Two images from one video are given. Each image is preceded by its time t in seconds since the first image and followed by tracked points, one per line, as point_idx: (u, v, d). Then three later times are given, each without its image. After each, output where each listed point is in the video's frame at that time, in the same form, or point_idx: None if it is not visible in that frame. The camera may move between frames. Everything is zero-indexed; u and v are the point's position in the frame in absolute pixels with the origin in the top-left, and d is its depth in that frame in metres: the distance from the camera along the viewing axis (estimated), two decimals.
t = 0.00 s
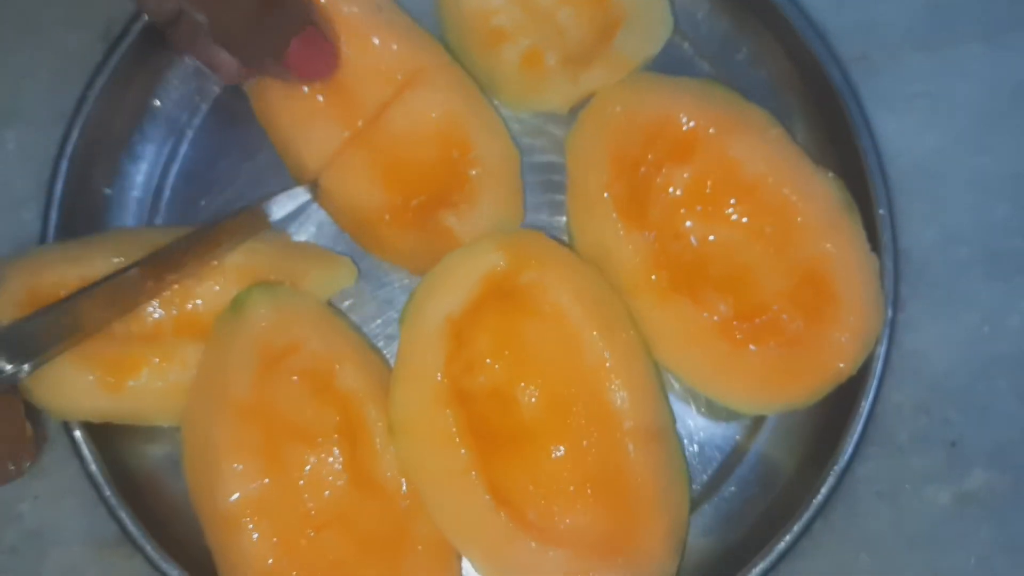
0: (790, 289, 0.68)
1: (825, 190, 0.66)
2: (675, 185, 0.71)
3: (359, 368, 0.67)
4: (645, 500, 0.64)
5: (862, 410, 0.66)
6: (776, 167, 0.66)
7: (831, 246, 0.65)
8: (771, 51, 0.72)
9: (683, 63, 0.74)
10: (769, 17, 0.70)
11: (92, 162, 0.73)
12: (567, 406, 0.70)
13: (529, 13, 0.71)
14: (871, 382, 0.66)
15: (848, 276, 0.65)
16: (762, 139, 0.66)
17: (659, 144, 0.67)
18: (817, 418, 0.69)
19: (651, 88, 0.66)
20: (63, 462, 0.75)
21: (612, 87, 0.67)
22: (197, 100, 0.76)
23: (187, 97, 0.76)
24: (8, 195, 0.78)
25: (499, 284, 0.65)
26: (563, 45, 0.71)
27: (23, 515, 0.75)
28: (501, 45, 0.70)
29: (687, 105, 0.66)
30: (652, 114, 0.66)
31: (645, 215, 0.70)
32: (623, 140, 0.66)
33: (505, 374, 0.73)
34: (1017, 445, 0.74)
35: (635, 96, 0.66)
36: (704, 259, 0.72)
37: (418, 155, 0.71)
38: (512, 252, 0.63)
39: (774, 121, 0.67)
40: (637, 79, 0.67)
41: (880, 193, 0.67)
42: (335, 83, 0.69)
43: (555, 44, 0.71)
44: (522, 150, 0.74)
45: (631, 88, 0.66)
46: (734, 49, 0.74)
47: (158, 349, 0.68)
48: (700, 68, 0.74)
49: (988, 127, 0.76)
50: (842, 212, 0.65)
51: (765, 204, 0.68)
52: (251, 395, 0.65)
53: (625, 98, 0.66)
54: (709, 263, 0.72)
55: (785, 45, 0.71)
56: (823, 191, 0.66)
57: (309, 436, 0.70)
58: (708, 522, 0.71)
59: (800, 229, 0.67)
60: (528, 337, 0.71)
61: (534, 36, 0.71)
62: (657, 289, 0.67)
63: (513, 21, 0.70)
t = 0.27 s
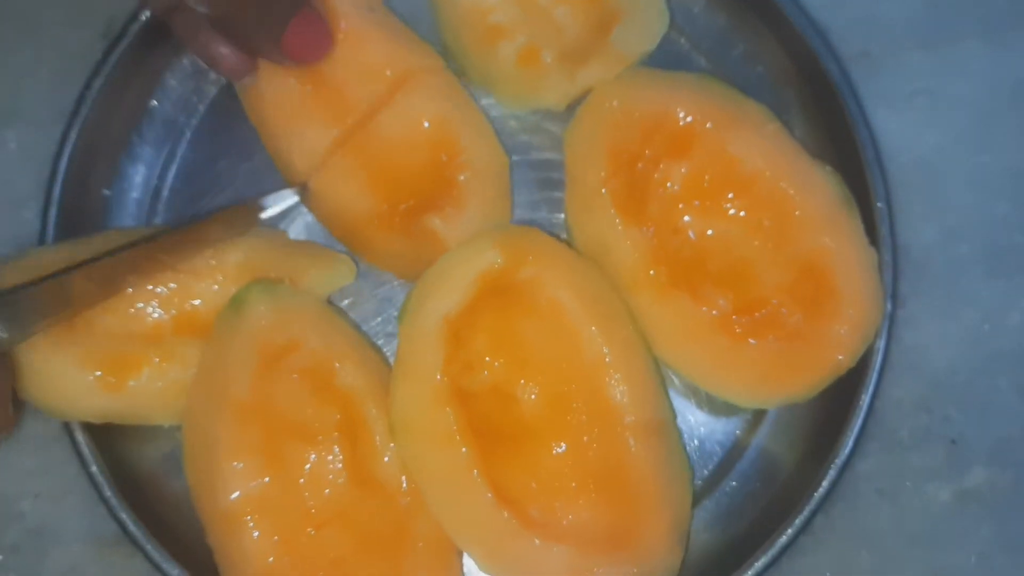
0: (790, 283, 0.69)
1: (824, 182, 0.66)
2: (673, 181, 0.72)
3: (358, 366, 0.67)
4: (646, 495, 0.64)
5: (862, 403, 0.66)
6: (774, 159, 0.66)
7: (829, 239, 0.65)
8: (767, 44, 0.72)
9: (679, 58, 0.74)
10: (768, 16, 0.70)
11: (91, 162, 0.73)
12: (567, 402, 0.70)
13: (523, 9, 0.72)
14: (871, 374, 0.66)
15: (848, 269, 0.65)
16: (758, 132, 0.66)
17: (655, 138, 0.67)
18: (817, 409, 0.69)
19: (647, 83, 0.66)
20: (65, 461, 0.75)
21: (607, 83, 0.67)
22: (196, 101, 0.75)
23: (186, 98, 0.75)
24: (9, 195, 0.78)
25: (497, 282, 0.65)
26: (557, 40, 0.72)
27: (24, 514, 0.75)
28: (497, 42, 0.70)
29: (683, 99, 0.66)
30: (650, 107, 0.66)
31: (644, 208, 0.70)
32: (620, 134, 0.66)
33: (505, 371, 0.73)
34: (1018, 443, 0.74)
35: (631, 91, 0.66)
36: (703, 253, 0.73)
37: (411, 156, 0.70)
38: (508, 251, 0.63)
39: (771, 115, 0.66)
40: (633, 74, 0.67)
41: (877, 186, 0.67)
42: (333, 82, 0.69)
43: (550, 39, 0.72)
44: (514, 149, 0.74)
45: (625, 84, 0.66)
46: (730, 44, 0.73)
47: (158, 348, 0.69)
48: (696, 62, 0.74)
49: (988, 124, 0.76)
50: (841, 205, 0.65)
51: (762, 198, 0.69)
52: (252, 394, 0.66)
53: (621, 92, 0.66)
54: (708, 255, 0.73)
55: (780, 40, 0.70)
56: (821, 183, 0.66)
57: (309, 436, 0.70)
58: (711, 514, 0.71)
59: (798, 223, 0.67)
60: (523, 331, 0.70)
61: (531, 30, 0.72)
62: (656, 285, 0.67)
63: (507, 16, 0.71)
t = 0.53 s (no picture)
0: (790, 283, 0.69)
1: (825, 184, 0.65)
2: (674, 180, 0.71)
3: (360, 362, 0.67)
4: (641, 497, 0.64)
5: (861, 406, 0.65)
6: (774, 159, 0.66)
7: (829, 240, 0.65)
8: (767, 44, 0.72)
9: (682, 59, 0.74)
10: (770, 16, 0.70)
11: (93, 158, 0.73)
12: (573, 396, 0.70)
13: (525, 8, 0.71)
14: (871, 375, 0.65)
15: (849, 270, 0.64)
16: (758, 132, 0.66)
17: (657, 140, 0.68)
18: (818, 409, 0.69)
19: (647, 82, 0.66)
20: (66, 460, 0.75)
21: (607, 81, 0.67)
22: (198, 99, 0.76)
23: (188, 96, 0.76)
24: (10, 194, 0.78)
25: (517, 270, 0.65)
26: (559, 40, 0.72)
27: (26, 512, 0.76)
28: (498, 41, 0.71)
29: (687, 99, 0.66)
30: (652, 106, 0.66)
31: (644, 210, 0.70)
32: (621, 133, 0.66)
33: (517, 362, 0.72)
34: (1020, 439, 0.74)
35: (632, 90, 0.66)
36: (703, 254, 0.73)
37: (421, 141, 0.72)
38: (532, 238, 0.64)
39: (773, 114, 0.66)
40: (634, 73, 0.67)
41: (878, 187, 0.66)
42: (346, 75, 0.69)
43: (551, 38, 0.72)
44: (515, 147, 0.74)
45: (625, 84, 0.66)
46: (731, 45, 0.74)
47: (162, 358, 0.69)
48: (699, 64, 0.74)
49: (993, 123, 0.76)
50: (841, 206, 0.65)
51: (762, 197, 0.68)
52: (252, 392, 0.66)
53: (622, 92, 0.66)
54: (709, 255, 0.73)
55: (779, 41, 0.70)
56: (822, 184, 0.65)
57: (310, 433, 0.70)
58: (705, 517, 0.71)
59: (799, 223, 0.66)
60: (541, 330, 0.70)
61: (533, 29, 0.71)
62: (656, 284, 0.67)
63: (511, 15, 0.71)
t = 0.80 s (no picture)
0: (787, 311, 0.68)
1: (828, 213, 0.65)
2: (679, 200, 0.71)
3: (357, 360, 0.67)
4: (619, 512, 0.65)
5: (847, 436, 0.66)
6: (778, 185, 0.66)
7: (829, 271, 0.65)
8: (783, 66, 0.71)
9: (694, 76, 0.74)
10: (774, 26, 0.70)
11: (98, 149, 0.73)
12: (566, 410, 0.69)
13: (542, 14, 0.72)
14: (859, 407, 0.66)
15: (845, 301, 0.65)
16: (768, 156, 0.65)
17: (667, 157, 0.68)
18: (806, 432, 0.69)
19: (662, 99, 0.66)
20: (70, 463, 0.76)
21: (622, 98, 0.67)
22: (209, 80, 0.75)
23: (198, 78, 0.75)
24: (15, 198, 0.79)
25: (521, 276, 0.66)
26: (575, 48, 0.72)
27: (32, 514, 0.76)
28: (516, 49, 0.71)
29: (698, 117, 0.66)
30: (664, 124, 0.66)
31: (647, 226, 0.69)
32: (631, 148, 0.66)
33: (515, 369, 0.72)
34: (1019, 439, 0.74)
35: (646, 109, 0.66)
36: (704, 276, 0.71)
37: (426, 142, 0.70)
38: (538, 246, 0.64)
39: (783, 140, 0.66)
40: (649, 91, 0.67)
41: (880, 218, 0.67)
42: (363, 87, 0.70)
43: (568, 47, 0.72)
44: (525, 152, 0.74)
45: (643, 101, 0.67)
46: (745, 64, 0.73)
47: (159, 345, 0.70)
48: (710, 81, 0.73)
49: (992, 123, 0.76)
50: (842, 236, 0.65)
51: (767, 224, 0.68)
52: (250, 386, 0.66)
53: (634, 108, 0.66)
54: (708, 279, 0.71)
55: (793, 58, 0.70)
56: (825, 214, 0.66)
57: (304, 427, 0.69)
58: (687, 536, 0.71)
59: (801, 252, 0.67)
60: (544, 337, 0.70)
61: (551, 38, 0.72)
62: (656, 302, 0.67)
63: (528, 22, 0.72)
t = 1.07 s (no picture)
0: (777, 347, 0.68)
1: (825, 256, 0.66)
2: (678, 231, 0.71)
3: (348, 366, 0.68)
4: (590, 538, 0.65)
5: (827, 475, 0.66)
6: (777, 224, 0.66)
7: (822, 311, 0.66)
8: (792, 99, 0.73)
9: (703, 107, 0.75)
10: (778, 51, 0.71)
11: (103, 150, 0.74)
12: (553, 431, 0.70)
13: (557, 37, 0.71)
14: (841, 449, 0.67)
15: (835, 343, 0.66)
16: (767, 193, 0.66)
17: (667, 189, 0.68)
18: (787, 469, 0.69)
19: (668, 130, 0.67)
20: (72, 475, 0.77)
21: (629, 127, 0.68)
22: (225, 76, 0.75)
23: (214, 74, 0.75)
24: (19, 210, 0.79)
25: (519, 296, 0.66)
26: (587, 73, 0.72)
27: (32, 525, 0.77)
28: (527, 71, 0.71)
29: (704, 150, 0.67)
30: (669, 157, 0.67)
31: (643, 255, 0.70)
32: (634, 176, 0.67)
33: (504, 384, 0.73)
34: (1013, 451, 0.74)
35: (651, 140, 0.67)
36: (697, 306, 0.72)
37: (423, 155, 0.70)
38: (537, 269, 0.65)
39: (784, 180, 0.67)
40: (657, 122, 0.68)
41: (876, 263, 0.67)
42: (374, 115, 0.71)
43: (580, 71, 0.72)
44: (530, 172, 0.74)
45: (651, 130, 0.67)
46: (754, 97, 0.74)
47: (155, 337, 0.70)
48: (719, 113, 0.75)
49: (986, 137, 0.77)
50: (838, 277, 0.66)
51: (764, 260, 0.68)
52: (242, 380, 0.67)
53: (640, 138, 0.67)
54: (702, 309, 0.72)
55: (801, 88, 0.71)
56: (823, 256, 0.66)
57: (290, 425, 0.69)
58: (663, 562, 0.72)
59: (794, 290, 0.67)
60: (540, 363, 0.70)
61: (563, 63, 0.72)
62: (650, 330, 0.68)
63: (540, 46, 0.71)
